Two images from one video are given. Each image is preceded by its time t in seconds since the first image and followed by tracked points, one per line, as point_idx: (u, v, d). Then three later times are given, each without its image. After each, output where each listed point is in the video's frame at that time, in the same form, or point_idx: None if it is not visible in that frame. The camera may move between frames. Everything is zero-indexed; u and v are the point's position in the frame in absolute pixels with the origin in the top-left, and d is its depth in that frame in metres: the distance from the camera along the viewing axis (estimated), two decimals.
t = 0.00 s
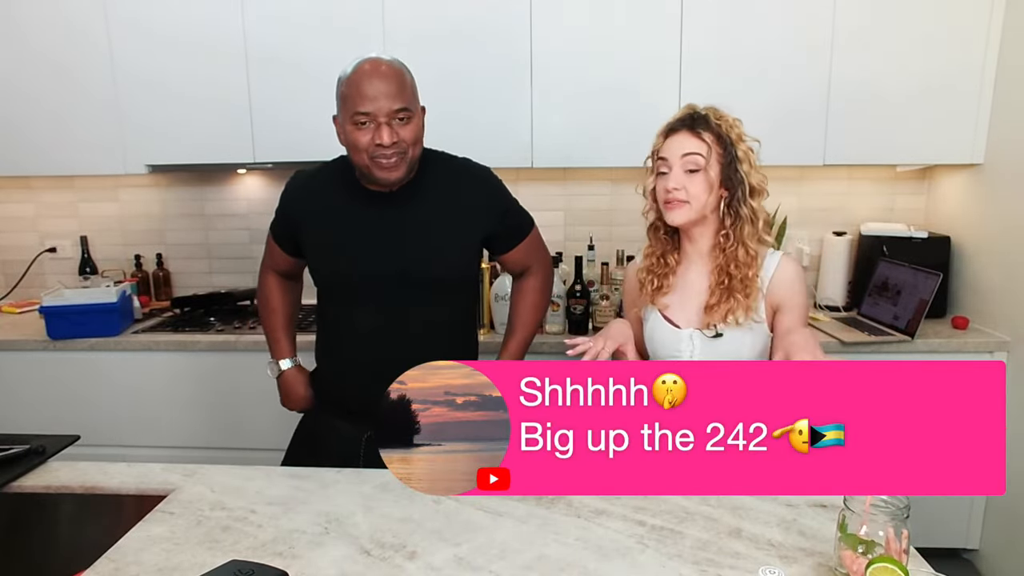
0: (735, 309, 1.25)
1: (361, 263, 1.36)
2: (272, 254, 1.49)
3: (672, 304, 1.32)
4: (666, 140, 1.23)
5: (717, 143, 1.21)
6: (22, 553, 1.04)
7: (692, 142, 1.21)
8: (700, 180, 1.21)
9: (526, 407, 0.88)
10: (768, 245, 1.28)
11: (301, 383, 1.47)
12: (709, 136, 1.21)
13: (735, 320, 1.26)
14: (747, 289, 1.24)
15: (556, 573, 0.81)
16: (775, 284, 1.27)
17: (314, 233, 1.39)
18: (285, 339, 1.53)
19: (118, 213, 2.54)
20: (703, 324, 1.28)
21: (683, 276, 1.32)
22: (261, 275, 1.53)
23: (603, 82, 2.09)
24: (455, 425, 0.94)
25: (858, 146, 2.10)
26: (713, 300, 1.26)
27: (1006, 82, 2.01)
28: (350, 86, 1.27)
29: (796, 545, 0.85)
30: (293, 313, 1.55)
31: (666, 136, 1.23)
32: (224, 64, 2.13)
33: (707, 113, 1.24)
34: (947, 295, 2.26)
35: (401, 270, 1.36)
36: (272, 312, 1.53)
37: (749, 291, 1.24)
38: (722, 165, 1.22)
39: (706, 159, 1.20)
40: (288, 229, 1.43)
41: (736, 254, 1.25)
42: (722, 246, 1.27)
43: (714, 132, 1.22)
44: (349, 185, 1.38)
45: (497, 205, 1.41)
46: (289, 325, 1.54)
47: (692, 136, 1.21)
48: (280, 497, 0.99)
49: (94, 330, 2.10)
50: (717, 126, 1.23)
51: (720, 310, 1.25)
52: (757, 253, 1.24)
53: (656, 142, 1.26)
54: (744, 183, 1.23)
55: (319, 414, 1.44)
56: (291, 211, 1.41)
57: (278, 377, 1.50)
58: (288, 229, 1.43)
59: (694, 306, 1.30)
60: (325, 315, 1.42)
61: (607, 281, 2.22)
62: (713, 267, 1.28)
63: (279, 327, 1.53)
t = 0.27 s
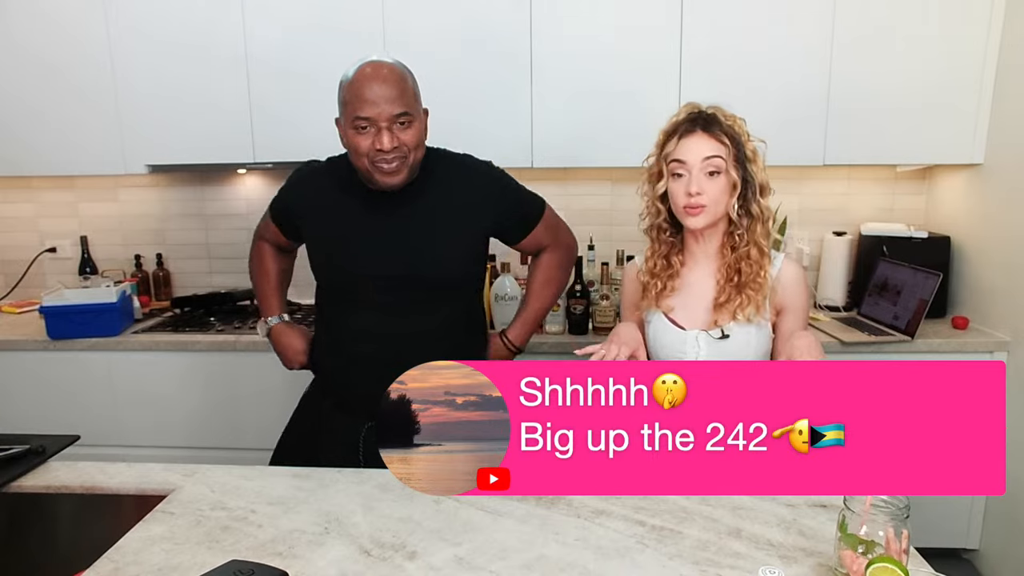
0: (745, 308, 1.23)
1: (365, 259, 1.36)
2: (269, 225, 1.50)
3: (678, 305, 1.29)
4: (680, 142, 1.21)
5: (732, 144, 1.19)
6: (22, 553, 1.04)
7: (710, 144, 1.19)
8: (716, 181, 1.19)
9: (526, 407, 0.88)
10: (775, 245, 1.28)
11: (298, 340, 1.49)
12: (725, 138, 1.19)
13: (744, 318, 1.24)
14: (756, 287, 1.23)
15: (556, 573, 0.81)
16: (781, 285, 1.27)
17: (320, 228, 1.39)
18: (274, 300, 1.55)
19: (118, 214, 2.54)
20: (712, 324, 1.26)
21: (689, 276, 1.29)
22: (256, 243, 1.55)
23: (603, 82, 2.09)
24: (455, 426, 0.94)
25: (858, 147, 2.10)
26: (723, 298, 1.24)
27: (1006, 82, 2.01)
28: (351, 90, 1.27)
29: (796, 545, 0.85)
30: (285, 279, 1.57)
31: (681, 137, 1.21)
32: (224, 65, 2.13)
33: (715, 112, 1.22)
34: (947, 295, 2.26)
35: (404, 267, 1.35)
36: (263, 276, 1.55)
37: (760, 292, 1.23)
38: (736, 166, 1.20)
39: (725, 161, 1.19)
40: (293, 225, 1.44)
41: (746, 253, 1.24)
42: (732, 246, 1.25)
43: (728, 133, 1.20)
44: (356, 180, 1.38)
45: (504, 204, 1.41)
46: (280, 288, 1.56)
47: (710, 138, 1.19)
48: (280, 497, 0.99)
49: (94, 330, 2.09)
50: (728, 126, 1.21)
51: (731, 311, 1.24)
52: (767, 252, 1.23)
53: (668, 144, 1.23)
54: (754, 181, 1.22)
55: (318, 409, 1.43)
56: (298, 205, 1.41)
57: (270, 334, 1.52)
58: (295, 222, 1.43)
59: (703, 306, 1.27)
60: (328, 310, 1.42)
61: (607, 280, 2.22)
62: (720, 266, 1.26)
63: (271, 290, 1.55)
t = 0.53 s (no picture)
0: (752, 306, 1.23)
1: (368, 260, 1.36)
2: (272, 237, 1.50)
3: (682, 307, 1.28)
4: (689, 142, 1.20)
5: (739, 144, 1.20)
6: (22, 553, 1.04)
7: (718, 145, 1.19)
8: (727, 182, 1.19)
9: (526, 407, 0.88)
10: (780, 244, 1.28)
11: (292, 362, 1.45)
12: (734, 138, 1.20)
13: (752, 317, 1.24)
14: (763, 285, 1.23)
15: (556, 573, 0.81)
16: (788, 286, 1.26)
17: (323, 229, 1.39)
18: (272, 320, 1.50)
19: (118, 214, 2.54)
20: (717, 326, 1.26)
21: (693, 277, 1.28)
22: (257, 257, 1.53)
23: (603, 81, 2.09)
24: (455, 426, 0.94)
25: (858, 146, 2.10)
26: (731, 296, 1.24)
27: (1006, 82, 2.01)
28: (370, 76, 1.29)
29: (796, 545, 0.85)
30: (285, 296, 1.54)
31: (689, 138, 1.21)
32: (224, 64, 2.13)
33: (719, 111, 1.22)
34: (947, 295, 2.26)
35: (406, 268, 1.35)
36: (262, 292, 1.51)
37: (768, 291, 1.23)
38: (744, 165, 1.20)
39: (734, 162, 1.19)
40: (296, 225, 1.44)
41: (753, 251, 1.23)
42: (738, 245, 1.25)
43: (734, 132, 1.20)
44: (359, 181, 1.38)
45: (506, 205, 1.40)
46: (278, 307, 1.52)
47: (719, 138, 1.19)
48: (279, 497, 0.99)
49: (94, 330, 2.09)
50: (735, 126, 1.21)
51: (738, 310, 1.24)
52: (773, 250, 1.23)
53: (676, 145, 1.22)
54: (759, 179, 1.22)
55: (320, 411, 1.43)
56: (301, 206, 1.41)
57: (268, 357, 1.47)
58: (298, 223, 1.43)
59: (710, 306, 1.27)
60: (330, 312, 1.42)
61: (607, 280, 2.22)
62: (726, 264, 1.26)
63: (268, 308, 1.51)
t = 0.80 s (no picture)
0: (755, 306, 1.23)
1: (369, 258, 1.36)
2: (270, 241, 1.50)
3: (684, 307, 1.28)
4: (693, 147, 1.20)
5: (742, 147, 1.19)
6: (22, 553, 1.04)
7: (722, 151, 1.19)
8: (729, 186, 1.20)
9: (526, 407, 0.88)
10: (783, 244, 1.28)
11: (262, 376, 1.32)
12: (737, 141, 1.19)
13: (755, 316, 1.24)
14: (766, 285, 1.23)
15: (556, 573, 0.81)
16: (790, 287, 1.26)
17: (324, 228, 1.39)
18: (258, 325, 1.47)
19: (118, 214, 2.54)
20: (720, 326, 1.25)
21: (696, 277, 1.28)
22: (251, 261, 1.52)
23: (603, 81, 2.09)
24: (455, 426, 0.94)
25: (858, 146, 2.10)
26: (734, 295, 1.24)
27: (1006, 82, 2.01)
28: (388, 67, 1.31)
29: (796, 546, 0.85)
30: (275, 303, 1.51)
31: (692, 143, 1.20)
32: (224, 64, 2.13)
33: (721, 111, 1.20)
34: (947, 295, 2.26)
35: (407, 268, 1.35)
36: (251, 296, 1.49)
37: (771, 290, 1.23)
38: (747, 168, 1.20)
39: (738, 166, 1.19)
40: (299, 224, 1.44)
41: (756, 251, 1.23)
42: (741, 245, 1.25)
43: (738, 134, 1.20)
44: (361, 181, 1.38)
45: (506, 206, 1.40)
46: (264, 313, 1.49)
47: (722, 142, 1.19)
48: (279, 497, 0.99)
49: (94, 329, 2.09)
50: (738, 128, 1.20)
51: (741, 309, 1.24)
52: (776, 249, 1.23)
53: (678, 149, 1.22)
54: (763, 180, 1.22)
55: (322, 412, 1.43)
56: (303, 205, 1.42)
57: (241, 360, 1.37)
58: (301, 222, 1.43)
59: (713, 306, 1.26)
60: (330, 311, 1.41)
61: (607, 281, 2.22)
62: (729, 264, 1.26)
63: (257, 312, 1.48)
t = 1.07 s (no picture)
0: (757, 308, 1.23)
1: (369, 258, 1.36)
2: (275, 245, 1.49)
3: (686, 309, 1.28)
4: (693, 147, 1.20)
5: (743, 147, 1.20)
6: (22, 553, 1.04)
7: (723, 151, 1.19)
8: (730, 187, 1.20)
9: (526, 407, 0.88)
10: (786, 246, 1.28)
11: (245, 380, 1.34)
12: (738, 141, 1.19)
13: (757, 318, 1.23)
14: (769, 287, 1.22)
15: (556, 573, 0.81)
16: (793, 289, 1.26)
17: (324, 227, 1.39)
18: (251, 326, 1.46)
19: (118, 214, 2.54)
20: (722, 328, 1.25)
21: (698, 279, 1.27)
22: (256, 263, 1.52)
23: (603, 81, 2.09)
24: (455, 426, 0.94)
25: (858, 146, 2.10)
26: (736, 298, 1.23)
27: (1006, 82, 2.01)
28: (391, 69, 1.30)
29: (796, 546, 0.85)
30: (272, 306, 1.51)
31: (692, 143, 1.20)
32: (224, 64, 2.13)
33: (723, 111, 1.21)
34: (947, 295, 2.26)
35: (406, 268, 1.35)
36: (251, 297, 1.49)
37: (774, 292, 1.23)
38: (748, 169, 1.20)
39: (739, 166, 1.19)
40: (302, 225, 1.44)
41: (758, 253, 1.23)
42: (743, 246, 1.24)
43: (739, 134, 1.20)
44: (361, 181, 1.39)
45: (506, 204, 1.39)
46: (260, 314, 1.48)
47: (722, 142, 1.19)
48: (279, 497, 0.99)
49: (94, 330, 2.09)
50: (739, 129, 1.20)
51: (744, 311, 1.23)
52: (779, 251, 1.23)
53: (679, 149, 1.22)
54: (765, 181, 1.22)
55: (321, 411, 1.43)
56: (304, 204, 1.42)
57: (227, 359, 1.37)
58: (303, 222, 1.44)
59: (715, 308, 1.26)
60: (330, 310, 1.41)
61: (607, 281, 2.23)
62: (730, 266, 1.25)
63: (252, 314, 1.47)
